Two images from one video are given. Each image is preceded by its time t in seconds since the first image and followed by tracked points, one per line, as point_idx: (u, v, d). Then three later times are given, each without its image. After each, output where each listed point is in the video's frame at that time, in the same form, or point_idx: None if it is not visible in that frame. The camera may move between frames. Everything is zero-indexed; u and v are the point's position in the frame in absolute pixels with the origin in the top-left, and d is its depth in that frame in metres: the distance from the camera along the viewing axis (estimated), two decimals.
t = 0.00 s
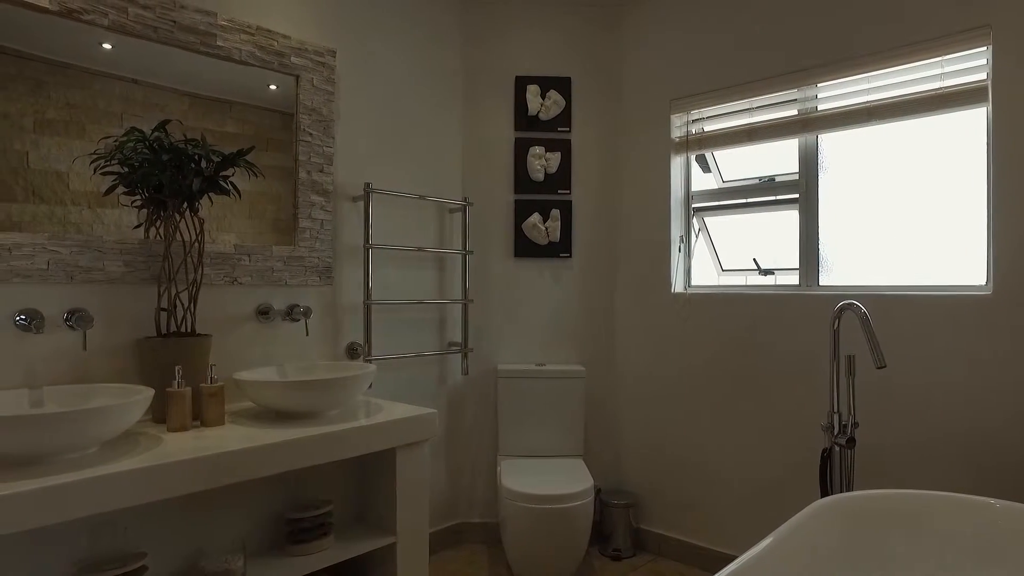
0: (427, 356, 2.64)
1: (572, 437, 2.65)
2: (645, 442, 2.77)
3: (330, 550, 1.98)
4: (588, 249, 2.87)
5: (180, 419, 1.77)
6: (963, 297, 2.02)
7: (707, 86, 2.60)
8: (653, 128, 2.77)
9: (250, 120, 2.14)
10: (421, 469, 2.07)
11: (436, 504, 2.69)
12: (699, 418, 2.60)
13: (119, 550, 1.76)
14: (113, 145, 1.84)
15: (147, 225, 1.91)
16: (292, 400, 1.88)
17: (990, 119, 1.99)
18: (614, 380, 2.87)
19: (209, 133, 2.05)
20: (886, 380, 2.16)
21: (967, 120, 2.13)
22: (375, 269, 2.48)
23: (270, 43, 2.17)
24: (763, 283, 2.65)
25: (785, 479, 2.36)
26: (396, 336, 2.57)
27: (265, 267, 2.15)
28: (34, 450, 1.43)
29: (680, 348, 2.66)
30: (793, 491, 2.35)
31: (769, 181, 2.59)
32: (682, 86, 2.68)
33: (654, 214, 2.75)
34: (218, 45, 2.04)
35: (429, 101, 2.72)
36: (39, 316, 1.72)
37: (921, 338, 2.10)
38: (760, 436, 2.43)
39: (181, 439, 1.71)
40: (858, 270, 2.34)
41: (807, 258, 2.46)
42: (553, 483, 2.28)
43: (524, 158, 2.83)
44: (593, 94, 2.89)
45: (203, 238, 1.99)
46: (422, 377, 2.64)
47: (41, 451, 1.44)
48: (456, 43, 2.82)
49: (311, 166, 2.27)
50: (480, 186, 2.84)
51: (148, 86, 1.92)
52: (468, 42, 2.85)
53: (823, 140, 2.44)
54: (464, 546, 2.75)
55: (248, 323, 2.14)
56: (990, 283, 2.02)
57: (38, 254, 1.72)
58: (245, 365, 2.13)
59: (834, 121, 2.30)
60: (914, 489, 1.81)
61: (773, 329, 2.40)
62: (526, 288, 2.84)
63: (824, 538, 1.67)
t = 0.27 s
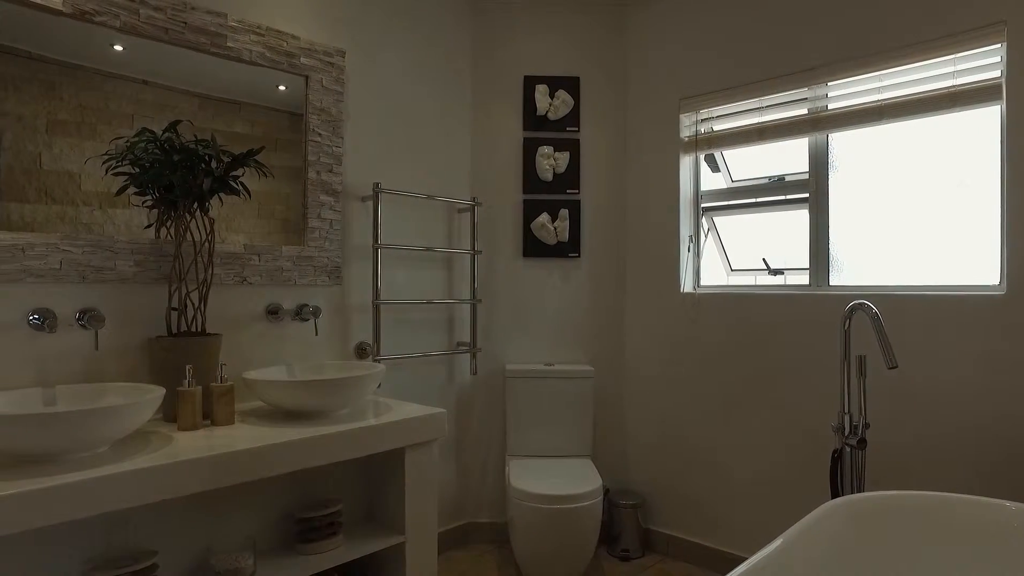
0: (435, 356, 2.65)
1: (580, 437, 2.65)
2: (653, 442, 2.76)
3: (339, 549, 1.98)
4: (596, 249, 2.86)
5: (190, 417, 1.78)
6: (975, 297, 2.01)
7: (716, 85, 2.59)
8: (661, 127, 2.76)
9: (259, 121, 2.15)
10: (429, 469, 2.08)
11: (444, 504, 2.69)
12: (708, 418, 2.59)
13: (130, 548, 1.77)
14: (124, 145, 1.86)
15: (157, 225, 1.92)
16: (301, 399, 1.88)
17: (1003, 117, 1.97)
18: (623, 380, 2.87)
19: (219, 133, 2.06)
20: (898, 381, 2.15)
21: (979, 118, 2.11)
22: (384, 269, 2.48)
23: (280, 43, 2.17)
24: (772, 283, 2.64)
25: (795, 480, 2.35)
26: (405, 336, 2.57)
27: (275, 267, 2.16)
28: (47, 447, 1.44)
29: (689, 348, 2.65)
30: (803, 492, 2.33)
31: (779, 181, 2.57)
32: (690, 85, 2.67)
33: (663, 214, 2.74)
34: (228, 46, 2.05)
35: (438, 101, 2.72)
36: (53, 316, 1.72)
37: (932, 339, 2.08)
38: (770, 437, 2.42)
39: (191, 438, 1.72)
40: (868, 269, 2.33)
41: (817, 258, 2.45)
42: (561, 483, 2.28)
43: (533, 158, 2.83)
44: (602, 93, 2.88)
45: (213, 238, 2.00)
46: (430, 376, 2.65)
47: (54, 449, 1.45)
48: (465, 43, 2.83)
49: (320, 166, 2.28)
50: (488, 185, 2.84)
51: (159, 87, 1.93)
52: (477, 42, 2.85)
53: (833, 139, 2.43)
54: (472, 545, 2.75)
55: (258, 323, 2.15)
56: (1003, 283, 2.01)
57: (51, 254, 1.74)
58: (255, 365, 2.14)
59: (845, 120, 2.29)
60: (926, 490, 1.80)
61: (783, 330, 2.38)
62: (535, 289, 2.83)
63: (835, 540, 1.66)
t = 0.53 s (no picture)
0: (444, 357, 2.65)
1: (589, 437, 2.65)
2: (662, 443, 2.76)
3: (349, 549, 1.99)
4: (605, 250, 2.86)
5: (200, 417, 1.79)
6: (987, 297, 1.99)
7: (725, 85, 2.58)
8: (670, 128, 2.75)
9: (268, 122, 2.16)
10: (439, 469, 2.08)
11: (453, 504, 2.69)
12: (718, 419, 2.58)
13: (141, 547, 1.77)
14: (135, 147, 1.87)
15: (168, 226, 1.93)
16: (311, 400, 1.88)
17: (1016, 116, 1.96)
18: (631, 381, 2.86)
19: (229, 134, 2.07)
20: (909, 382, 2.14)
21: (992, 117, 2.10)
22: (392, 270, 2.49)
23: (290, 45, 2.18)
24: (782, 283, 2.62)
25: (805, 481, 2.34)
26: (413, 337, 2.58)
27: (284, 268, 2.16)
28: (60, 447, 1.45)
29: (698, 349, 2.64)
30: (813, 494, 2.32)
31: (788, 180, 2.56)
32: (699, 85, 2.66)
33: (671, 214, 2.74)
34: (238, 48, 2.06)
35: (446, 102, 2.72)
36: (65, 316, 1.73)
37: (944, 340, 2.07)
38: (780, 438, 2.41)
39: (202, 438, 1.73)
40: (879, 269, 2.32)
41: (827, 258, 2.44)
42: (570, 484, 2.28)
43: (541, 158, 2.83)
44: (610, 93, 2.88)
45: (223, 239, 2.01)
46: (439, 377, 2.65)
47: (66, 448, 1.46)
48: (473, 44, 2.83)
49: (329, 167, 2.28)
50: (496, 186, 2.84)
51: (170, 89, 1.95)
52: (485, 43, 2.85)
53: (844, 139, 2.41)
54: (480, 546, 2.75)
55: (267, 323, 2.15)
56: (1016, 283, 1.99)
57: (64, 254, 1.75)
58: (264, 365, 2.15)
59: (856, 120, 2.28)
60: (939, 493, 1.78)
61: (793, 330, 2.37)
62: (543, 289, 2.83)
63: (845, 542, 1.65)
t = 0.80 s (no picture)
0: (451, 357, 2.65)
1: (596, 438, 2.64)
2: (669, 443, 2.75)
3: (356, 550, 1.99)
4: (612, 250, 2.85)
5: (209, 417, 1.80)
6: (999, 298, 1.98)
7: (733, 85, 2.58)
8: (678, 128, 2.74)
9: (276, 122, 2.16)
10: (446, 469, 2.08)
11: (460, 505, 2.69)
12: (726, 419, 2.58)
13: (151, 546, 1.78)
14: (144, 147, 1.88)
15: (177, 226, 1.93)
16: (319, 400, 1.89)
17: None
18: (639, 381, 2.86)
19: (238, 135, 2.08)
20: (919, 384, 2.12)
21: (1003, 116, 2.08)
22: (400, 270, 2.49)
23: (298, 45, 2.18)
24: (790, 284, 2.62)
25: (813, 483, 2.33)
26: (421, 337, 2.58)
27: (292, 268, 2.17)
28: (70, 446, 1.46)
29: (706, 349, 2.64)
30: (822, 495, 2.31)
31: (797, 180, 2.55)
32: (707, 85, 2.65)
33: (679, 214, 2.73)
34: (247, 48, 2.07)
35: (453, 102, 2.72)
36: (76, 316, 1.74)
37: (955, 341, 2.05)
38: (788, 440, 2.39)
39: (211, 437, 1.73)
40: (889, 270, 2.30)
41: (836, 258, 2.43)
42: (577, 484, 2.27)
43: (549, 158, 2.83)
44: (618, 93, 2.87)
45: (232, 239, 2.01)
46: (447, 377, 2.65)
47: (76, 448, 1.47)
48: (481, 44, 2.82)
49: (337, 168, 2.29)
50: (504, 186, 2.84)
51: (179, 90, 1.95)
52: (493, 43, 2.85)
53: (853, 138, 2.40)
54: (488, 546, 2.75)
55: (275, 323, 2.16)
56: None
57: (74, 254, 1.76)
58: (273, 365, 2.16)
59: (865, 119, 2.27)
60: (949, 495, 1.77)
61: (802, 331, 2.36)
62: (550, 289, 2.83)
63: (855, 544, 1.64)
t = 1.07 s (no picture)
0: (460, 357, 2.65)
1: (604, 439, 2.64)
2: (678, 444, 2.74)
3: (366, 549, 1.99)
4: (621, 250, 2.85)
5: (219, 417, 1.80)
6: (1012, 298, 1.96)
7: (742, 84, 2.57)
8: (686, 127, 2.74)
9: (285, 123, 2.17)
10: (455, 470, 2.08)
11: (469, 505, 2.69)
12: (735, 420, 2.56)
13: (162, 546, 1.79)
14: (155, 148, 1.88)
15: (187, 227, 1.94)
16: (328, 400, 1.89)
17: None
18: (647, 382, 2.85)
19: (248, 135, 2.08)
20: (931, 384, 2.11)
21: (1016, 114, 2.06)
22: (409, 270, 2.49)
23: (307, 46, 2.19)
24: (800, 284, 2.60)
25: (824, 484, 2.31)
26: (429, 337, 2.58)
27: (301, 268, 2.17)
28: (82, 446, 1.46)
29: (714, 350, 2.63)
30: (832, 497, 2.29)
31: (807, 180, 2.54)
32: (716, 84, 2.65)
33: (688, 214, 2.72)
34: (256, 49, 2.07)
35: (462, 102, 2.72)
36: (87, 316, 1.76)
37: (967, 341, 2.04)
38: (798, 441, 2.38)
39: (221, 437, 1.74)
40: (900, 270, 2.29)
41: (846, 259, 2.41)
42: (585, 485, 2.27)
43: (557, 158, 2.82)
44: (626, 93, 2.87)
45: (241, 239, 2.02)
46: (455, 377, 2.65)
47: (88, 447, 1.48)
48: (489, 44, 2.82)
49: (346, 168, 2.29)
50: (513, 186, 2.84)
51: (189, 91, 1.96)
52: (501, 43, 2.85)
53: (864, 137, 2.38)
54: (496, 546, 2.74)
55: (284, 323, 2.16)
56: None
57: (86, 255, 1.77)
58: (282, 365, 2.16)
59: (877, 118, 2.25)
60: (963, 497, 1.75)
61: (812, 332, 2.35)
62: (559, 289, 2.83)
63: (867, 547, 1.63)
